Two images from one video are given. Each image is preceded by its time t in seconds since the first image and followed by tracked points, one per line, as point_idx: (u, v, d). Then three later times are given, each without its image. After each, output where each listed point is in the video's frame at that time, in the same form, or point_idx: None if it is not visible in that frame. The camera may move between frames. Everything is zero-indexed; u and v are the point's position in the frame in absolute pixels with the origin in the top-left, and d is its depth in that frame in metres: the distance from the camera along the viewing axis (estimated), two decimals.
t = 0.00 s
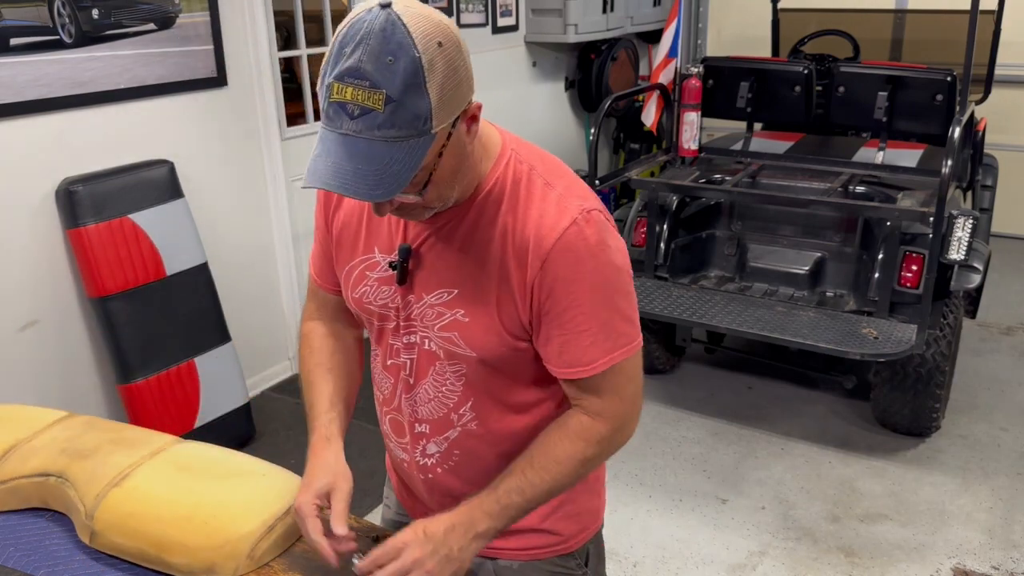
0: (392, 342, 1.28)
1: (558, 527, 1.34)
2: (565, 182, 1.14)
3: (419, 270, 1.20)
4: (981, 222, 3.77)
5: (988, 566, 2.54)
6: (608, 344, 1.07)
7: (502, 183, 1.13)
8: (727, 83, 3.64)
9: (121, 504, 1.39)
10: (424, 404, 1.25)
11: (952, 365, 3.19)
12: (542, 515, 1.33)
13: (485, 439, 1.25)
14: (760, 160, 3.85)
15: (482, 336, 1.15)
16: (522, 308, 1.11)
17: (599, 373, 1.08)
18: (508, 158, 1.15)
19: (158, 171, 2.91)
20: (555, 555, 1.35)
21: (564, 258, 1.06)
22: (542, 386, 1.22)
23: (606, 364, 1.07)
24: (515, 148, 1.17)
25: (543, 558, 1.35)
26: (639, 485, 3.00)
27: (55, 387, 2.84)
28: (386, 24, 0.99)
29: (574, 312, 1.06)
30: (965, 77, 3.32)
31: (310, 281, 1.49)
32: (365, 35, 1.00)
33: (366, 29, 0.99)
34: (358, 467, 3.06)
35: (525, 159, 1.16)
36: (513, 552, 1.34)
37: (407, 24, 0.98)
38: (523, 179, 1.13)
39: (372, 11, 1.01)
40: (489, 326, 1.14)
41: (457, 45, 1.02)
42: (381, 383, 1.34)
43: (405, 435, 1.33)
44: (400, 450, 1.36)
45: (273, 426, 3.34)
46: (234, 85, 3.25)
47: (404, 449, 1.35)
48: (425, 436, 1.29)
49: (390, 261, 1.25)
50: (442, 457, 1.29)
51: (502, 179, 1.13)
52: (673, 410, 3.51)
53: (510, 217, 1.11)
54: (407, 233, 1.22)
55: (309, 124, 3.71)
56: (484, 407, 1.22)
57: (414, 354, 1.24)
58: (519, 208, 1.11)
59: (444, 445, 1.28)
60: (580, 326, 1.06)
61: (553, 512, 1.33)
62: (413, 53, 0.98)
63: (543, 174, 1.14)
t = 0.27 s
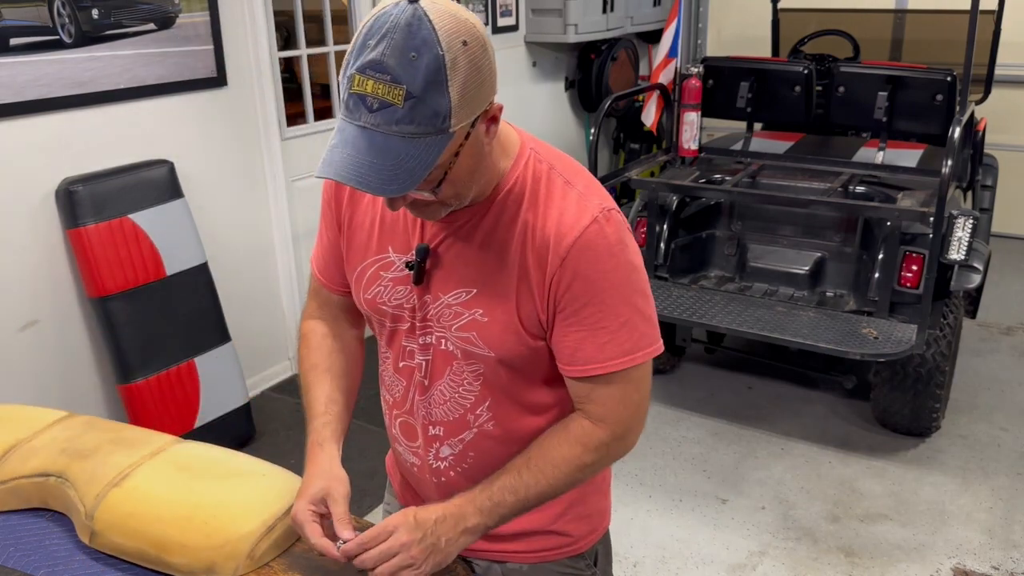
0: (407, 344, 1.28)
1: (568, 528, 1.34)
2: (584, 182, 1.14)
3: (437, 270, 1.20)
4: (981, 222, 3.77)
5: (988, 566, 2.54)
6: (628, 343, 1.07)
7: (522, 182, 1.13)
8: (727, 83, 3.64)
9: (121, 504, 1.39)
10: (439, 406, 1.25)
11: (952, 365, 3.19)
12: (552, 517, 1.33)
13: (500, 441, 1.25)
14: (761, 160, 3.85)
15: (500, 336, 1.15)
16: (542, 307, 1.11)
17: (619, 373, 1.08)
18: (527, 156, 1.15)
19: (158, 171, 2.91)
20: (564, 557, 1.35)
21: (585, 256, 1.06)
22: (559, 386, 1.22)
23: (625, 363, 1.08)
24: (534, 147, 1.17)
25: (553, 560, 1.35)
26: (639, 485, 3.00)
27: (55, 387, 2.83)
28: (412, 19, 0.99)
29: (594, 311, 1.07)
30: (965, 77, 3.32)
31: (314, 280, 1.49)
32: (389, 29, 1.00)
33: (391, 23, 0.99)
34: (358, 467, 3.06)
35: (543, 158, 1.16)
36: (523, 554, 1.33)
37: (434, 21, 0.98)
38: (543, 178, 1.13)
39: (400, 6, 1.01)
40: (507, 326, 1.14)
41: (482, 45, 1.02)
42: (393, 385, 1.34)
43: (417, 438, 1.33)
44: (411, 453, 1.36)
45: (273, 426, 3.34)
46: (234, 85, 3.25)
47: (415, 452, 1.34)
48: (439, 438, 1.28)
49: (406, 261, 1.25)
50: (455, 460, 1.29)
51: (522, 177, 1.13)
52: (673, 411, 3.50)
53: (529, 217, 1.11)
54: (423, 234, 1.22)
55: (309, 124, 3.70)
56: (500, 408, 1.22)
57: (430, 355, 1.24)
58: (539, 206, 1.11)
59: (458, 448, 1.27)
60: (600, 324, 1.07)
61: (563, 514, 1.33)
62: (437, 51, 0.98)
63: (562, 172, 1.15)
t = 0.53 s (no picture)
0: (407, 347, 1.28)
1: (569, 529, 1.34)
2: (586, 185, 1.14)
3: (438, 274, 1.20)
4: (981, 222, 3.77)
5: (988, 566, 2.54)
6: (631, 346, 1.07)
7: (524, 185, 1.13)
8: (727, 83, 3.64)
9: (121, 504, 1.39)
10: (440, 409, 1.25)
11: (952, 365, 3.19)
12: (553, 518, 1.33)
13: (501, 444, 1.25)
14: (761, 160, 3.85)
15: (502, 339, 1.15)
16: (543, 311, 1.11)
17: (622, 376, 1.08)
18: (529, 159, 1.15)
19: (158, 171, 2.91)
20: (565, 558, 1.35)
21: (587, 259, 1.06)
22: (560, 389, 1.22)
23: (628, 366, 1.08)
24: (535, 150, 1.17)
25: (554, 562, 1.35)
26: (639, 485, 3.00)
27: (55, 387, 2.84)
28: (416, 23, 0.99)
29: (596, 315, 1.07)
30: (965, 77, 3.32)
31: (315, 282, 1.49)
32: (392, 32, 1.00)
33: (395, 26, 0.99)
34: (358, 467, 3.06)
35: (545, 161, 1.16)
36: (523, 556, 1.33)
37: (438, 25, 0.98)
38: (545, 181, 1.13)
39: (403, 8, 1.01)
40: (508, 329, 1.14)
41: (486, 48, 1.02)
42: (393, 388, 1.34)
43: (417, 441, 1.33)
44: (411, 455, 1.36)
45: (274, 426, 3.34)
46: (234, 85, 3.25)
47: (416, 455, 1.34)
48: (440, 441, 1.28)
49: (407, 265, 1.25)
50: (456, 463, 1.29)
51: (523, 180, 1.13)
52: (673, 411, 3.50)
53: (531, 220, 1.11)
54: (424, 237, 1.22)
55: (309, 124, 3.71)
56: (502, 411, 1.22)
57: (431, 358, 1.24)
58: (541, 209, 1.11)
59: (460, 451, 1.27)
60: (602, 327, 1.07)
61: (564, 515, 1.33)
62: (440, 55, 0.98)
63: (564, 175, 1.15)
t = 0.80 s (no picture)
0: (403, 348, 1.28)
1: (567, 530, 1.34)
2: (580, 184, 1.14)
3: (433, 275, 1.20)
4: (981, 222, 3.77)
5: (988, 566, 2.54)
6: (625, 346, 1.07)
7: (517, 185, 1.13)
8: (727, 83, 3.64)
9: (122, 504, 1.39)
10: (436, 410, 1.25)
11: (952, 365, 3.19)
12: (550, 519, 1.33)
13: (497, 445, 1.25)
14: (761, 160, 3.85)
15: (497, 340, 1.15)
16: (538, 311, 1.11)
17: (617, 376, 1.08)
18: (522, 159, 1.15)
19: (158, 171, 2.91)
20: (563, 559, 1.35)
21: (581, 260, 1.06)
22: (555, 389, 1.22)
23: (623, 367, 1.07)
24: (529, 150, 1.17)
25: (551, 563, 1.35)
26: (640, 485, 3.00)
27: (55, 387, 2.84)
28: (407, 23, 0.98)
29: (590, 315, 1.07)
30: (965, 77, 3.32)
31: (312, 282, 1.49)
32: (383, 33, 0.99)
33: (385, 26, 0.99)
34: (359, 467, 3.06)
35: (538, 161, 1.16)
36: (520, 556, 1.33)
37: (430, 26, 0.98)
38: (539, 182, 1.13)
39: (395, 9, 1.00)
40: (503, 329, 1.14)
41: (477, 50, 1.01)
42: (389, 389, 1.34)
43: (414, 442, 1.33)
44: (409, 456, 1.35)
45: (274, 426, 3.34)
46: (234, 85, 3.25)
47: (413, 456, 1.34)
48: (436, 442, 1.28)
49: (402, 266, 1.25)
50: (452, 464, 1.29)
51: (517, 180, 1.13)
52: (673, 411, 3.50)
53: (525, 221, 1.11)
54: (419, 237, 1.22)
55: (309, 124, 3.71)
56: (497, 412, 1.22)
57: (426, 359, 1.24)
58: (535, 210, 1.11)
59: (456, 452, 1.27)
60: (596, 328, 1.07)
61: (561, 516, 1.33)
62: (430, 56, 0.97)
63: (558, 175, 1.15)
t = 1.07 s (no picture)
0: (398, 349, 1.28)
1: (564, 530, 1.34)
2: (572, 184, 1.14)
3: (427, 276, 1.20)
4: (981, 222, 3.77)
5: (988, 566, 2.54)
6: (617, 346, 1.07)
7: (510, 185, 1.13)
8: (727, 83, 3.64)
9: (122, 504, 1.39)
10: (431, 411, 1.25)
11: (952, 365, 3.19)
12: (547, 519, 1.33)
13: (493, 446, 1.25)
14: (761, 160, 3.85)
15: (491, 341, 1.15)
16: (531, 311, 1.11)
17: (609, 376, 1.08)
18: (515, 159, 1.15)
19: (158, 171, 2.91)
20: (560, 559, 1.35)
21: (573, 260, 1.06)
22: (548, 389, 1.22)
23: (615, 367, 1.07)
24: (522, 150, 1.17)
25: (548, 562, 1.35)
26: (640, 485, 3.00)
27: (55, 387, 2.84)
28: (399, 24, 0.98)
29: (583, 316, 1.07)
30: (965, 77, 3.32)
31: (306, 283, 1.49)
32: (375, 34, 0.99)
33: (378, 27, 0.99)
34: (359, 467, 3.06)
35: (530, 161, 1.16)
36: (517, 556, 1.33)
37: (422, 27, 0.98)
38: (531, 182, 1.13)
39: (387, 10, 1.00)
40: (497, 329, 1.14)
41: (469, 51, 1.01)
42: (385, 390, 1.34)
43: (410, 443, 1.33)
44: (405, 457, 1.35)
45: (274, 426, 3.34)
46: (234, 84, 3.25)
47: (409, 457, 1.34)
48: (432, 443, 1.28)
49: (396, 267, 1.25)
50: (448, 465, 1.29)
51: (510, 180, 1.13)
52: (673, 410, 3.50)
53: (518, 221, 1.11)
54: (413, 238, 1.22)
55: (309, 124, 3.71)
56: (493, 412, 1.22)
57: (421, 360, 1.24)
58: (527, 210, 1.11)
59: (452, 453, 1.27)
60: (589, 328, 1.07)
61: (558, 516, 1.33)
62: (422, 57, 0.97)
63: (551, 175, 1.15)
